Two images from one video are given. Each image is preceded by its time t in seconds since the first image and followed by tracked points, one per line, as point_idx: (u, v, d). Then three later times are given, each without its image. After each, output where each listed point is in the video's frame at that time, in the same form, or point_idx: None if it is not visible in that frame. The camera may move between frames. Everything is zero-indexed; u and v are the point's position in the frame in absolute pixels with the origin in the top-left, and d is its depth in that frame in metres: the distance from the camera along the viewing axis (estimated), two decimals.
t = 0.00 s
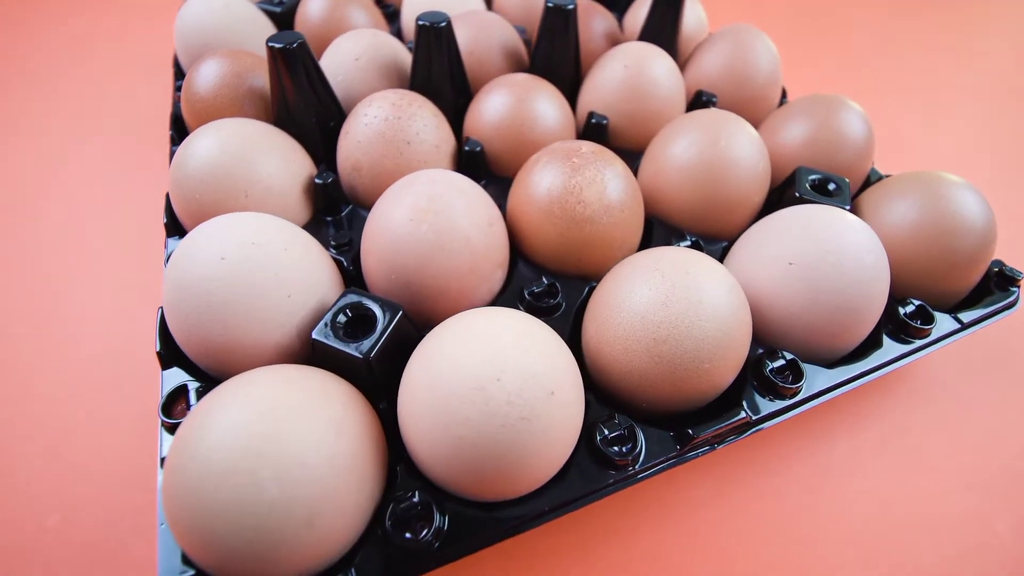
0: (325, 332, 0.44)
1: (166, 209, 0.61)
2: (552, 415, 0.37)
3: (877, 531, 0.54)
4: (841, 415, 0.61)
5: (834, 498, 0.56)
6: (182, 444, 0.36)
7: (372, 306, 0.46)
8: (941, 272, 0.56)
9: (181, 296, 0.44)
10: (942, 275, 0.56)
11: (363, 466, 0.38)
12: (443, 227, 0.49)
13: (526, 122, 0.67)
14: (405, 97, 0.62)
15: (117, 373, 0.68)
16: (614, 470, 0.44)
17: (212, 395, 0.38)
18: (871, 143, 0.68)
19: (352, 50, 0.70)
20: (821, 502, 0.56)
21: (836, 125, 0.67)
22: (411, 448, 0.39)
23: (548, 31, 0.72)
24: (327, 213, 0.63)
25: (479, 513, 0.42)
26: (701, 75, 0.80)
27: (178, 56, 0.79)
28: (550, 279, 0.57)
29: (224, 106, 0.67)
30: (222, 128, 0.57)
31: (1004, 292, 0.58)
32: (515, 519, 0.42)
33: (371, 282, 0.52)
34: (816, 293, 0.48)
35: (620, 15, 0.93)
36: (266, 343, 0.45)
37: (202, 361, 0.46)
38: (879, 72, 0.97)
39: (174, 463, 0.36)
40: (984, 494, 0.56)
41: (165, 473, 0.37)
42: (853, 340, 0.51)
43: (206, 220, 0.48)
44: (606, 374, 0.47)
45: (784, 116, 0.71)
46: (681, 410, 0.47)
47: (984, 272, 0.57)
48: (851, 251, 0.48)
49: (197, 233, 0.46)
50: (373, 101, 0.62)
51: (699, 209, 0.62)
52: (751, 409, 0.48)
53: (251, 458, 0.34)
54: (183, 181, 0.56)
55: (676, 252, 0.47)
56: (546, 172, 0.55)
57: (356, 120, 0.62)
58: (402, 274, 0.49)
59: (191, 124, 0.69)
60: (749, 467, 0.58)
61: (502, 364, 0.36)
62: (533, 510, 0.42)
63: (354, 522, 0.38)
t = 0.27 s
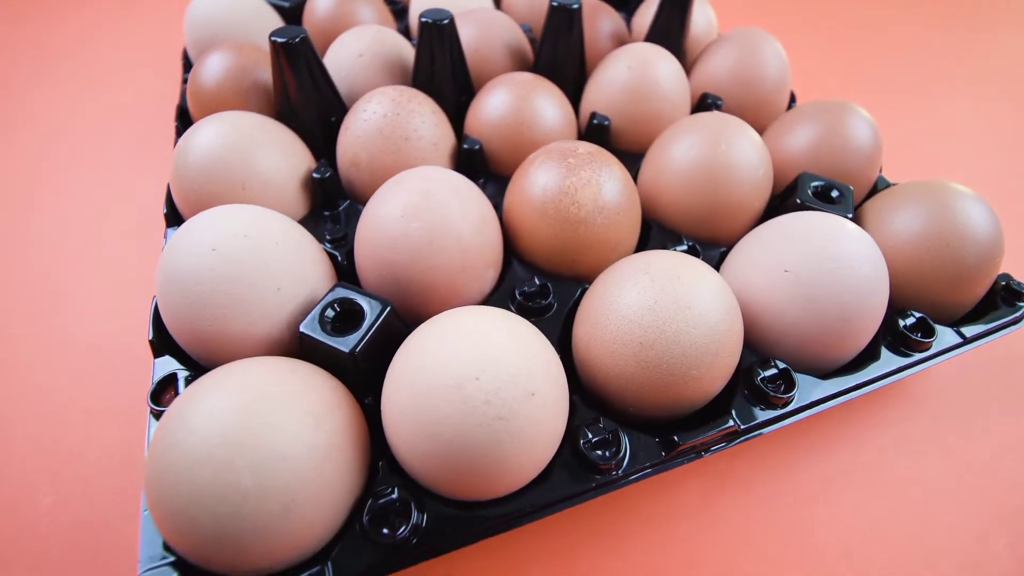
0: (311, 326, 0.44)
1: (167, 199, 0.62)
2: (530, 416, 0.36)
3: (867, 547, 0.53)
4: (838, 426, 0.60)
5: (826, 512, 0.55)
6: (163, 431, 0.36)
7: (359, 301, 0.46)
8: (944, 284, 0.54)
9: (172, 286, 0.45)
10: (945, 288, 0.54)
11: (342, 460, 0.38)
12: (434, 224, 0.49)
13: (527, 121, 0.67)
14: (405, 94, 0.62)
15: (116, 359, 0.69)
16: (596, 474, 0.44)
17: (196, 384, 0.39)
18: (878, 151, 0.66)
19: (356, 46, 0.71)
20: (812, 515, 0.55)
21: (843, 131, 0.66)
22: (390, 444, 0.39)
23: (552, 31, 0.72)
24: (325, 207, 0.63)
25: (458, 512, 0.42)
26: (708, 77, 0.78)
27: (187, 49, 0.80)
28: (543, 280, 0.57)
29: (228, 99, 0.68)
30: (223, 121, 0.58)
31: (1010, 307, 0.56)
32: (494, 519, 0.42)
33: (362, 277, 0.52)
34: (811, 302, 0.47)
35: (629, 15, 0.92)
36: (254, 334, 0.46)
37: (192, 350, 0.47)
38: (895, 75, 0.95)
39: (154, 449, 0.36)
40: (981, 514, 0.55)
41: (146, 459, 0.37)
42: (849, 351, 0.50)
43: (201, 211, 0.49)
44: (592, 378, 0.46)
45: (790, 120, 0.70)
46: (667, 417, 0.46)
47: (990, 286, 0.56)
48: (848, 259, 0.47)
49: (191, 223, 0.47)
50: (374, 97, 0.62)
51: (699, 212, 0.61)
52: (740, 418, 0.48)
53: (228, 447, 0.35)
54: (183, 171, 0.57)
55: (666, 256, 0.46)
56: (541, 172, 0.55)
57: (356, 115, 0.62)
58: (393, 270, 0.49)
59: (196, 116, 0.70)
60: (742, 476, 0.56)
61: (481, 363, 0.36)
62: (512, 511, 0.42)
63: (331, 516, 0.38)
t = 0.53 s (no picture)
0: (300, 319, 0.44)
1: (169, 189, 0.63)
2: (510, 416, 0.36)
3: (859, 563, 0.52)
4: (834, 437, 0.58)
5: (817, 525, 0.54)
6: (147, 418, 0.37)
7: (349, 295, 0.46)
8: (948, 296, 0.53)
9: (164, 274, 0.46)
10: (948, 300, 0.53)
11: (323, 453, 0.39)
12: (426, 221, 0.49)
13: (527, 119, 0.66)
14: (406, 90, 0.62)
15: (114, 347, 0.70)
16: (579, 477, 0.43)
17: (183, 372, 0.39)
18: (885, 158, 0.65)
19: (360, 41, 0.71)
20: (802, 527, 0.54)
21: (849, 137, 0.65)
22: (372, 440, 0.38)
23: (556, 29, 0.71)
24: (323, 201, 0.63)
25: (437, 510, 0.42)
26: (714, 79, 0.77)
27: (196, 40, 0.81)
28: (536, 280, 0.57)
29: (233, 91, 0.68)
30: (224, 113, 0.59)
31: (1016, 321, 0.54)
32: (474, 518, 0.42)
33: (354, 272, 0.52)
34: (805, 311, 0.47)
35: (637, 15, 0.91)
36: (243, 325, 0.46)
37: (183, 339, 0.47)
38: (909, 79, 0.92)
39: (138, 435, 0.37)
40: (977, 532, 0.54)
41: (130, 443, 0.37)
42: (846, 361, 0.48)
43: (198, 202, 0.50)
44: (579, 380, 0.46)
45: (796, 124, 0.69)
46: (654, 422, 0.45)
47: (996, 299, 0.54)
48: (845, 268, 0.46)
49: (185, 213, 0.47)
50: (375, 93, 0.62)
51: (698, 216, 0.60)
52: (728, 425, 0.47)
53: (209, 436, 0.35)
54: (183, 162, 0.57)
55: (657, 259, 0.46)
56: (537, 171, 0.54)
57: (357, 111, 0.62)
58: (384, 266, 0.49)
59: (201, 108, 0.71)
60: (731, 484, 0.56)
61: (462, 362, 0.36)
62: (492, 511, 0.42)
63: (310, 509, 0.38)
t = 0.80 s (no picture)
0: (288, 311, 0.45)
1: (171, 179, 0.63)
2: (489, 415, 0.36)
3: None
4: (829, 448, 0.57)
5: (808, 539, 0.52)
6: (132, 403, 0.37)
7: (338, 289, 0.46)
8: (950, 308, 0.51)
9: (158, 263, 0.46)
10: (950, 312, 0.51)
11: (305, 445, 0.39)
12: (418, 217, 0.49)
13: (527, 119, 0.66)
14: (406, 87, 0.62)
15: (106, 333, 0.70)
16: (561, 479, 0.43)
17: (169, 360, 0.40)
18: (891, 165, 0.63)
19: (364, 36, 0.71)
20: (793, 541, 0.52)
21: (854, 143, 0.63)
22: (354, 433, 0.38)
23: (560, 28, 0.71)
24: (321, 194, 0.64)
25: (417, 506, 0.41)
26: (720, 82, 0.76)
27: (205, 33, 0.81)
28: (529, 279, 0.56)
29: (237, 84, 0.69)
30: (225, 105, 0.59)
31: (1021, 336, 0.53)
32: (453, 516, 0.41)
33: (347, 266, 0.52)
34: (798, 318, 0.46)
35: (646, 16, 0.90)
36: (234, 315, 0.47)
37: (176, 327, 0.48)
38: (922, 86, 0.90)
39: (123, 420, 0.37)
40: (973, 552, 0.52)
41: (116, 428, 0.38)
42: (841, 371, 0.47)
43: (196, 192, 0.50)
44: (564, 382, 0.45)
45: (801, 129, 0.67)
46: (640, 426, 0.45)
47: (999, 313, 0.53)
48: (841, 276, 0.45)
49: (181, 204, 0.48)
50: (375, 88, 0.62)
51: (696, 219, 0.60)
52: (715, 432, 0.46)
53: (192, 423, 0.35)
54: (184, 151, 0.58)
55: (648, 262, 0.45)
56: (533, 170, 0.54)
57: (357, 106, 0.62)
58: (375, 261, 0.49)
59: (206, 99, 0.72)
60: (724, 493, 0.54)
61: (442, 359, 0.36)
62: (471, 509, 0.42)
63: (290, 500, 0.38)
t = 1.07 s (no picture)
0: (277, 303, 0.45)
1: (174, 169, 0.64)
2: (468, 414, 0.36)
3: None
4: (824, 460, 0.56)
5: (798, 553, 0.51)
6: (117, 388, 0.38)
7: (328, 283, 0.46)
8: (951, 321, 0.50)
9: (152, 252, 0.47)
10: (951, 325, 0.50)
11: (287, 437, 0.39)
12: (410, 212, 0.49)
13: (528, 118, 0.66)
14: (406, 84, 0.62)
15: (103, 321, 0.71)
16: (542, 481, 0.43)
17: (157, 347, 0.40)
18: (897, 174, 0.62)
19: (369, 32, 0.71)
20: (782, 555, 0.51)
21: (860, 150, 0.62)
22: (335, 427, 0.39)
23: (564, 28, 0.71)
24: (320, 189, 0.64)
25: (397, 503, 0.41)
26: (726, 85, 0.75)
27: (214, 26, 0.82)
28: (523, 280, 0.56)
29: (242, 77, 0.70)
30: (227, 98, 0.60)
31: None
32: (432, 514, 0.41)
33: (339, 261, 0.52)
34: (791, 327, 0.45)
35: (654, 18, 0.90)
36: (225, 306, 0.47)
37: (169, 316, 0.48)
38: (937, 95, 0.88)
39: (108, 405, 0.38)
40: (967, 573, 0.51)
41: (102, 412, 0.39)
42: (835, 382, 0.46)
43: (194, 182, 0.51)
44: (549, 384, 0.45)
45: (806, 135, 0.66)
46: (624, 431, 0.44)
47: (1003, 328, 0.51)
48: (836, 285, 0.45)
49: (177, 194, 0.48)
50: (375, 84, 0.63)
51: (695, 222, 0.58)
52: (702, 440, 0.46)
53: (174, 410, 0.36)
54: (185, 143, 0.58)
55: (638, 265, 0.45)
56: (529, 169, 0.54)
57: (357, 101, 0.63)
58: (366, 256, 0.49)
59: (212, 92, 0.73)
60: (714, 501, 0.53)
61: (422, 355, 0.36)
62: (451, 508, 0.42)
63: (270, 492, 0.39)
